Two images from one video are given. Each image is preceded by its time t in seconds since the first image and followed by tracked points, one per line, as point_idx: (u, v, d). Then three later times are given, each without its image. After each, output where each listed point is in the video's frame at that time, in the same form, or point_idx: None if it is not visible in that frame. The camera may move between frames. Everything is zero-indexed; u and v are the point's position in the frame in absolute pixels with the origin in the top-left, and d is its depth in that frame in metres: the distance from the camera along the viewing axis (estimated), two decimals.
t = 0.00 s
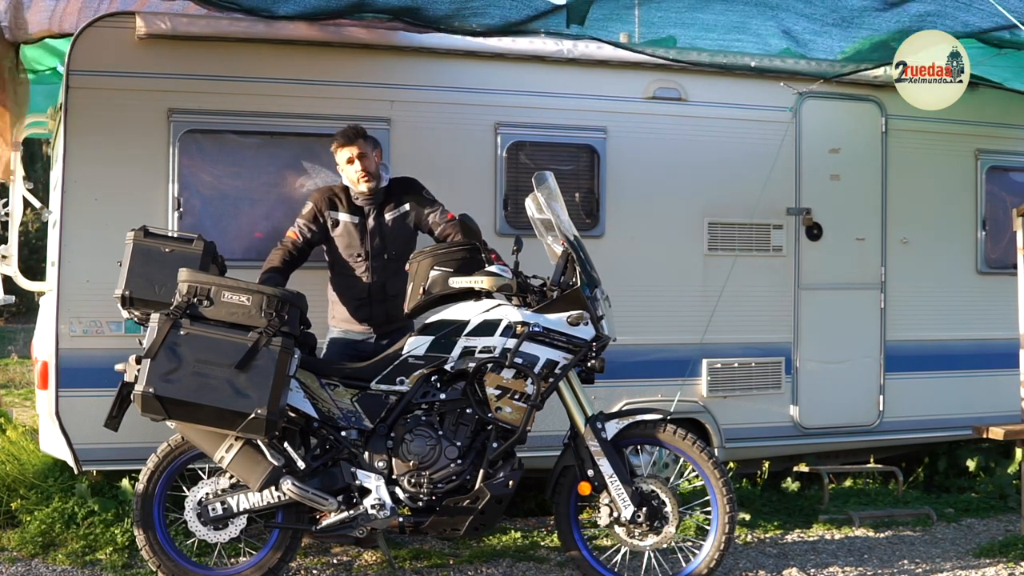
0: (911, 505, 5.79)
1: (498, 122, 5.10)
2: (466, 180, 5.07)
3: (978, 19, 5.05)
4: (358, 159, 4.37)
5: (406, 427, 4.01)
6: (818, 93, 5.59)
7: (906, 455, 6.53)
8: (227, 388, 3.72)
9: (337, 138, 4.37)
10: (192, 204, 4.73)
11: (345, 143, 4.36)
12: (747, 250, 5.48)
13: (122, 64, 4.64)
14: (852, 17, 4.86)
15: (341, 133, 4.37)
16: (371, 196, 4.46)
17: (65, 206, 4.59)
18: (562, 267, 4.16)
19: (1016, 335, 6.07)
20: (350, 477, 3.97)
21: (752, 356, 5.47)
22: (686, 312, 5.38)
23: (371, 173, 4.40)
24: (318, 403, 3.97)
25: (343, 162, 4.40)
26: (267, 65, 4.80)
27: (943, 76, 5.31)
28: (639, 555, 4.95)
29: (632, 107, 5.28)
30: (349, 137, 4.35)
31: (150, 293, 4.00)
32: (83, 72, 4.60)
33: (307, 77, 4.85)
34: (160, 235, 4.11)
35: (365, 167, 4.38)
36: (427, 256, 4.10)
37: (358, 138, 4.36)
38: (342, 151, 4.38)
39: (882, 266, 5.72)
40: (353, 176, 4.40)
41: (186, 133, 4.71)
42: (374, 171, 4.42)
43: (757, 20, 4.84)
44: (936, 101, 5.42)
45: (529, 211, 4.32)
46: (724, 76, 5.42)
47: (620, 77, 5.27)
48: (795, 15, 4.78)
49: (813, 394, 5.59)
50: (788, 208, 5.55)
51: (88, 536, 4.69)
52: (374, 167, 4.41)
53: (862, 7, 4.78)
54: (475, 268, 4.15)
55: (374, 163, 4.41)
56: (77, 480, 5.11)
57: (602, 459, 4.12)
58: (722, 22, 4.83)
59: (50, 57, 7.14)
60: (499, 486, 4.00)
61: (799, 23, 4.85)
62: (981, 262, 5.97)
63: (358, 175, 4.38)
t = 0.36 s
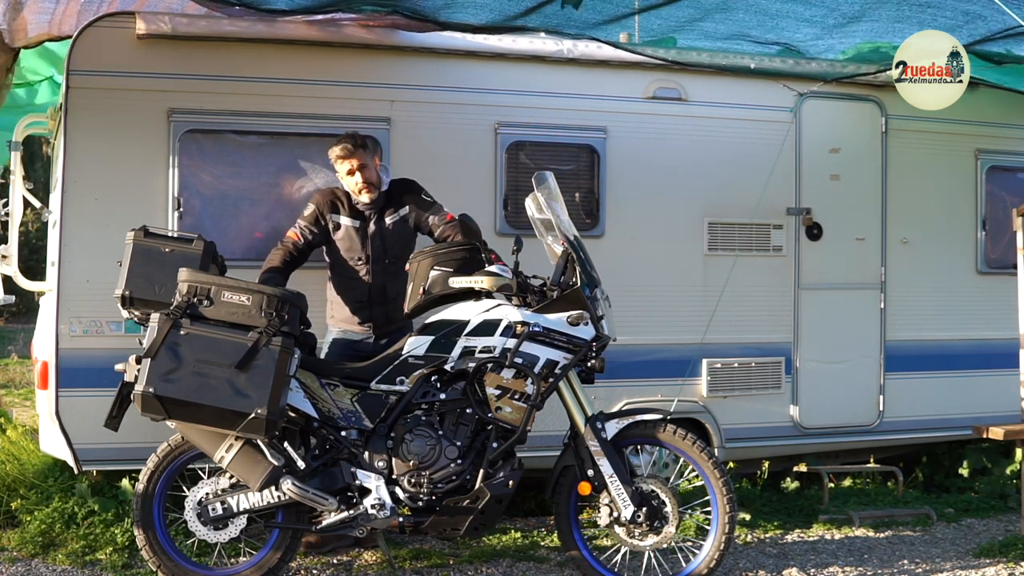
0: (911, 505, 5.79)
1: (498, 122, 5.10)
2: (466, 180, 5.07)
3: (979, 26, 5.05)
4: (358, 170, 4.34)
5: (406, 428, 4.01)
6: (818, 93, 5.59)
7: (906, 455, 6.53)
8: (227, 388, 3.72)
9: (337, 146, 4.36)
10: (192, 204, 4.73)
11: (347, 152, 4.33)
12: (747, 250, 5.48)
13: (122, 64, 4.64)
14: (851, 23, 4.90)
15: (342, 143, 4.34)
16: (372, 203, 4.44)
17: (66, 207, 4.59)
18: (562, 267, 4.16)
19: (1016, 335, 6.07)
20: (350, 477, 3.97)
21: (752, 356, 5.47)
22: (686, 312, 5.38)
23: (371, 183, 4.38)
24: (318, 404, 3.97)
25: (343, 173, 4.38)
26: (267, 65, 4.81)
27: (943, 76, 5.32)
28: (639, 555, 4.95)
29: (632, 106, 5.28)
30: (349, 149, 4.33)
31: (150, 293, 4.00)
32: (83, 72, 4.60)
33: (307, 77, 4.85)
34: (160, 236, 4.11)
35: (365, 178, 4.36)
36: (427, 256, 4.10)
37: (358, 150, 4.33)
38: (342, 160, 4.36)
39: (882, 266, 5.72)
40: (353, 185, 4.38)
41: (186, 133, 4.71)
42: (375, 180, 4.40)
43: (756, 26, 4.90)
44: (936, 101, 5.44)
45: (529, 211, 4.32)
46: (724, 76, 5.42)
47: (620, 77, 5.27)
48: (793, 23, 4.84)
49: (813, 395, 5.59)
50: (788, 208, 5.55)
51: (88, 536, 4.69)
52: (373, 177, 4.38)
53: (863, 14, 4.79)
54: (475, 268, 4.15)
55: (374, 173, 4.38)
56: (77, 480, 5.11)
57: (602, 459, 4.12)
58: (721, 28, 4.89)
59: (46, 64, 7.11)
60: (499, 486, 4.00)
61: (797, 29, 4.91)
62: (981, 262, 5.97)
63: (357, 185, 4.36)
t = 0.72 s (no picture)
0: (911, 505, 5.79)
1: (498, 122, 5.10)
2: (466, 180, 5.07)
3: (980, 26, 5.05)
4: (359, 169, 4.35)
5: (406, 427, 4.01)
6: (818, 93, 5.59)
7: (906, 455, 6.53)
8: (227, 388, 3.72)
9: (337, 146, 4.36)
10: (192, 204, 4.73)
11: (347, 151, 4.33)
12: (747, 250, 5.48)
13: (122, 64, 4.64)
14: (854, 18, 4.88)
15: (342, 143, 4.35)
16: (372, 203, 4.44)
17: (66, 206, 4.59)
18: (562, 267, 4.16)
19: (1016, 335, 6.07)
20: (350, 477, 3.97)
21: (752, 356, 5.47)
22: (686, 312, 5.38)
23: (371, 182, 4.38)
24: (318, 404, 3.97)
25: (344, 173, 4.38)
26: (267, 65, 4.81)
27: (943, 76, 5.27)
28: (639, 555, 4.95)
29: (632, 106, 5.28)
30: (350, 148, 4.33)
31: (150, 294, 4.00)
32: (83, 72, 4.60)
33: (307, 77, 4.85)
34: (160, 235, 4.11)
35: (365, 178, 4.36)
36: (427, 256, 4.10)
37: (358, 149, 4.34)
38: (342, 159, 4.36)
39: (882, 266, 5.72)
40: (353, 184, 4.38)
41: (186, 133, 4.71)
42: (375, 180, 4.40)
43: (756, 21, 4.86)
44: (936, 101, 5.40)
45: (529, 211, 4.32)
46: (724, 76, 5.42)
47: (620, 77, 5.27)
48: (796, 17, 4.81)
49: (813, 395, 5.59)
50: (788, 208, 5.55)
51: (88, 536, 4.69)
52: (374, 177, 4.38)
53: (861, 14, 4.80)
54: (475, 268, 4.15)
55: (374, 173, 4.38)
56: (77, 480, 5.11)
57: (602, 459, 4.12)
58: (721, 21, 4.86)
59: (43, 68, 7.07)
60: (499, 486, 4.00)
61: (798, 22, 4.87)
62: (981, 262, 5.97)
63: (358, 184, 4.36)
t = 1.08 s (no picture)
0: (911, 505, 5.79)
1: (498, 122, 5.10)
2: (466, 180, 5.07)
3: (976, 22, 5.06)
4: (360, 168, 4.36)
5: (406, 428, 4.01)
6: (818, 93, 5.59)
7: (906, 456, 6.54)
8: (227, 388, 3.72)
9: (339, 143, 4.37)
10: (192, 204, 4.73)
11: (348, 150, 4.35)
12: (747, 250, 5.48)
13: (122, 64, 4.64)
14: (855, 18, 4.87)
15: (344, 141, 4.36)
16: (372, 203, 4.46)
17: (66, 206, 4.59)
18: (562, 267, 4.16)
19: (1016, 335, 6.07)
20: (350, 477, 3.97)
21: (752, 356, 5.47)
22: (686, 312, 5.38)
23: (371, 182, 4.40)
24: (318, 403, 3.97)
25: (345, 171, 4.40)
26: (266, 65, 4.81)
27: (943, 76, 5.27)
28: (639, 555, 4.95)
29: (631, 106, 5.28)
30: (354, 147, 4.35)
31: (150, 294, 4.00)
32: (83, 72, 4.59)
33: (307, 77, 4.85)
34: (160, 236, 4.11)
35: (365, 177, 4.37)
36: (427, 256, 4.10)
37: (361, 148, 4.36)
38: (343, 159, 4.39)
39: (882, 266, 5.72)
40: (353, 183, 4.40)
41: (186, 133, 4.71)
42: (375, 179, 4.42)
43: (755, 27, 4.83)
44: (936, 101, 5.41)
45: (529, 211, 4.32)
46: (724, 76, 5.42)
47: (620, 77, 5.27)
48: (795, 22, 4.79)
49: (813, 395, 5.59)
50: (788, 208, 5.55)
51: (88, 536, 4.69)
52: (374, 177, 4.40)
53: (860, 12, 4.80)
54: (475, 268, 4.15)
55: (374, 173, 4.40)
56: (77, 480, 5.11)
57: (602, 459, 4.12)
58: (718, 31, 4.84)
59: (44, 66, 7.08)
60: (499, 486, 4.01)
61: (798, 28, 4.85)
62: (981, 262, 5.97)
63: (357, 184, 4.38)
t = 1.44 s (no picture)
0: (912, 505, 5.79)
1: (498, 122, 5.10)
2: (466, 181, 5.07)
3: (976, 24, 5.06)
4: (363, 168, 4.39)
5: (406, 428, 4.01)
6: (818, 93, 5.59)
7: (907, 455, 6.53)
8: (227, 388, 3.72)
9: (351, 138, 4.39)
10: (192, 204, 4.73)
11: (356, 149, 4.38)
12: (747, 250, 5.48)
13: (122, 64, 4.64)
14: (854, 9, 4.87)
15: (360, 137, 4.38)
16: (366, 207, 4.48)
17: (66, 207, 4.59)
18: (562, 267, 4.16)
19: (1016, 335, 6.07)
20: (350, 477, 3.97)
21: (752, 356, 5.47)
22: (686, 312, 5.38)
23: (370, 185, 4.43)
24: (318, 404, 3.97)
25: (348, 166, 4.42)
26: (266, 65, 4.80)
27: (943, 76, 5.28)
28: (639, 555, 4.95)
29: (631, 106, 5.28)
30: (366, 145, 4.36)
31: (150, 294, 4.00)
32: (83, 72, 4.59)
33: (307, 77, 4.85)
34: (160, 236, 4.11)
35: (366, 179, 4.40)
36: (427, 256, 4.11)
37: (371, 149, 4.38)
38: (349, 155, 4.41)
39: (882, 267, 5.72)
40: (352, 182, 4.43)
41: (186, 133, 4.71)
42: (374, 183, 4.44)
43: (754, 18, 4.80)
44: (936, 101, 5.41)
45: (529, 211, 4.32)
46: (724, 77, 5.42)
47: (620, 77, 5.27)
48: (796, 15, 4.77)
49: (813, 395, 5.59)
50: (788, 208, 5.55)
51: (88, 536, 4.69)
52: (374, 181, 4.44)
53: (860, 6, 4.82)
54: (476, 269, 4.14)
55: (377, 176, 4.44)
56: (77, 480, 5.11)
57: (602, 459, 4.12)
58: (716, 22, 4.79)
59: (46, 62, 7.08)
60: (499, 486, 4.01)
61: (798, 19, 4.83)
62: (980, 262, 5.97)
63: (357, 183, 4.41)
